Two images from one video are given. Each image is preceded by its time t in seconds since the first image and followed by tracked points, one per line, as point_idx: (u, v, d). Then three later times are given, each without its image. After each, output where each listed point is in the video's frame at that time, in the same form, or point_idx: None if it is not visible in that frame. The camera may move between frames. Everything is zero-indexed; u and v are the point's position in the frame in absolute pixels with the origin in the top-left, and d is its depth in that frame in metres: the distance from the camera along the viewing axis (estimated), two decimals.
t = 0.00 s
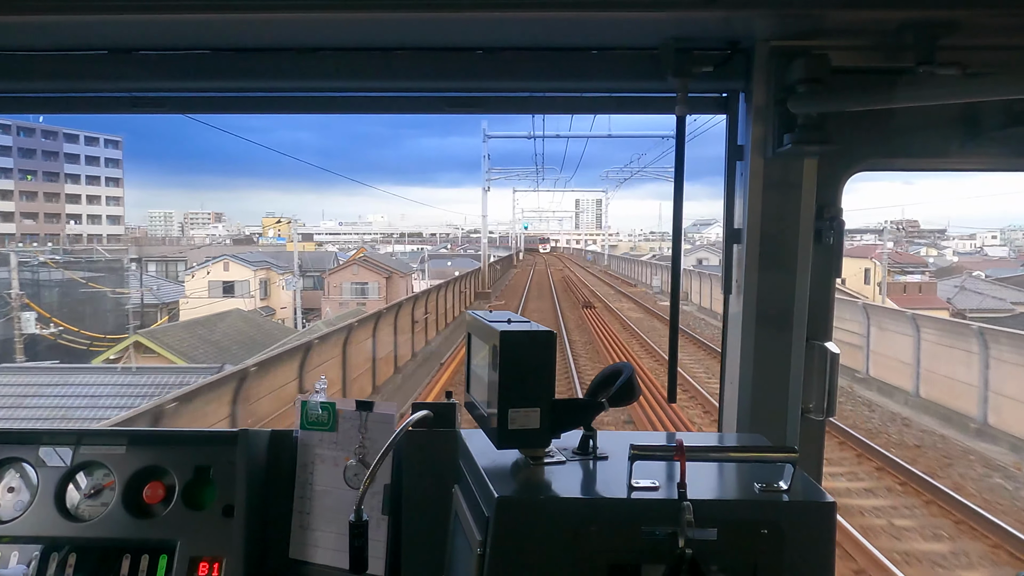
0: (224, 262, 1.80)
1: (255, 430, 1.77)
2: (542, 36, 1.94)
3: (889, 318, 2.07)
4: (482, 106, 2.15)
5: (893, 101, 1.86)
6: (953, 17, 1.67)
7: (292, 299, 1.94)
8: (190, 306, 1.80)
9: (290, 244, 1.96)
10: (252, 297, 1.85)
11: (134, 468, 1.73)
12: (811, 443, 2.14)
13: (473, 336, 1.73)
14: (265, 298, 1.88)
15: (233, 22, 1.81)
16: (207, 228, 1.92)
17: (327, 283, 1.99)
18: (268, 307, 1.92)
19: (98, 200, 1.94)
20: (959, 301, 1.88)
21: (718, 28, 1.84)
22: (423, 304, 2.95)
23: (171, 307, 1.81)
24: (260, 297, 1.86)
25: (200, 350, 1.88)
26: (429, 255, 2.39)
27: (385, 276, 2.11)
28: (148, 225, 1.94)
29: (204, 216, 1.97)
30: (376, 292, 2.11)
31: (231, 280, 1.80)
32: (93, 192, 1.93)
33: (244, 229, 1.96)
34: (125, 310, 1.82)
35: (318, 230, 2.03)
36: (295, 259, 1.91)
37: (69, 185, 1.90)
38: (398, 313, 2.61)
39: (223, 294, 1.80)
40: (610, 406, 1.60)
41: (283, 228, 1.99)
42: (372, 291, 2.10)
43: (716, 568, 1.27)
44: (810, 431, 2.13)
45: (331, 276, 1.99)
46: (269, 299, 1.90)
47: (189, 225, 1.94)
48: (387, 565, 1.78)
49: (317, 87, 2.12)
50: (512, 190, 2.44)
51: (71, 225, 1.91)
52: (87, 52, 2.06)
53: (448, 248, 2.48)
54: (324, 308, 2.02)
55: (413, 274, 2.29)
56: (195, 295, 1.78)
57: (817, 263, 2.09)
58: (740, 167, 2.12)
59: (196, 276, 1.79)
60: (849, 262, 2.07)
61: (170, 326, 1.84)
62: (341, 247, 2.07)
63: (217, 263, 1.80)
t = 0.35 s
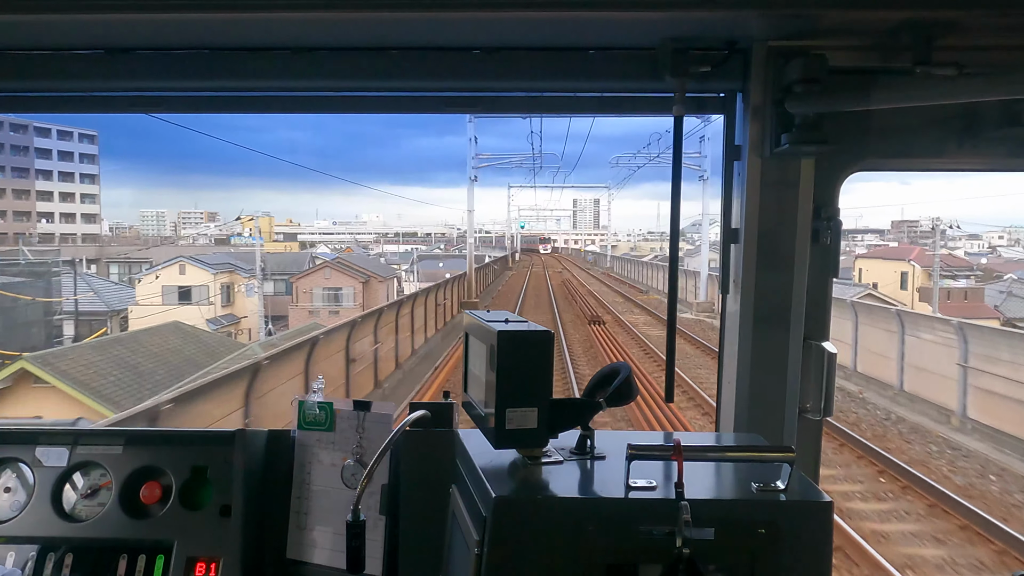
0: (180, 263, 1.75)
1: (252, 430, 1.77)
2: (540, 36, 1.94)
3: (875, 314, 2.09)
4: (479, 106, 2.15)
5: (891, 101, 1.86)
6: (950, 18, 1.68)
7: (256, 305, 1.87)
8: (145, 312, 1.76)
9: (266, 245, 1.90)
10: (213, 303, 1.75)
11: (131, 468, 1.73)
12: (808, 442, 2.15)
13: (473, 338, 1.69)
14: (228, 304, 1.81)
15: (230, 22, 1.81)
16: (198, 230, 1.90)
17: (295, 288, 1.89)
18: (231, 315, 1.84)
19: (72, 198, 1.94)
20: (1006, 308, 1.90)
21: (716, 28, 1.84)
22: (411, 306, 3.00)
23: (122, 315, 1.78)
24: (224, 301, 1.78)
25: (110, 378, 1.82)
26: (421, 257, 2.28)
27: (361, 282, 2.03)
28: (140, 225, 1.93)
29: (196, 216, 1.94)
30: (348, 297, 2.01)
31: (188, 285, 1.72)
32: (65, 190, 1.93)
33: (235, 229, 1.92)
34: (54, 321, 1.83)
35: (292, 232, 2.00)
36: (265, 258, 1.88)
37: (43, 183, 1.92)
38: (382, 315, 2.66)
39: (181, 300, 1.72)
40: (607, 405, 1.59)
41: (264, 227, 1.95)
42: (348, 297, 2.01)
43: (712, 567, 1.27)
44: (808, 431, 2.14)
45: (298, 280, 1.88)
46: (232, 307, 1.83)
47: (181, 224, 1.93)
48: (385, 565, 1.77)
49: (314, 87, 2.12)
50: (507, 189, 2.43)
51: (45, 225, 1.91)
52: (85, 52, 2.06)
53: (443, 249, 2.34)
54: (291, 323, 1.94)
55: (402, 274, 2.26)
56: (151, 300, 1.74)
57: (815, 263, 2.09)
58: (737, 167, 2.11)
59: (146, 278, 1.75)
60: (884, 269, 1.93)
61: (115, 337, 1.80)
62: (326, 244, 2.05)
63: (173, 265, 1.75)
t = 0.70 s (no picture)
0: (125, 266, 1.69)
1: (250, 430, 1.77)
2: (538, 37, 1.94)
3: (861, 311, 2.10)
4: (477, 107, 2.15)
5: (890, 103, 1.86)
6: (947, 20, 1.68)
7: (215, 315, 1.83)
8: (82, 322, 1.66)
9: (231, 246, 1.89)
10: (165, 313, 1.68)
11: (129, 469, 1.72)
12: (806, 443, 2.15)
13: (472, 338, 1.68)
14: (178, 314, 1.73)
15: (228, 22, 1.81)
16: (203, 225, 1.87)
17: (257, 293, 1.92)
18: (184, 327, 1.75)
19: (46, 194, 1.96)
20: None
21: (715, 30, 1.84)
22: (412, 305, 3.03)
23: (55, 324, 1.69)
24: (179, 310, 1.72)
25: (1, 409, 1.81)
26: (414, 257, 2.29)
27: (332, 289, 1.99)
28: (134, 225, 1.91)
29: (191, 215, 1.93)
30: (317, 302, 2.00)
31: (134, 291, 1.63)
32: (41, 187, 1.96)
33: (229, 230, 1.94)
34: None
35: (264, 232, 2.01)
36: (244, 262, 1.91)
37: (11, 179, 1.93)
38: (381, 316, 2.69)
39: (129, 308, 1.65)
40: (605, 407, 1.59)
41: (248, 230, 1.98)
42: (319, 302, 2.00)
43: (711, 569, 1.27)
44: (806, 432, 2.14)
45: (261, 285, 1.90)
46: (187, 316, 1.76)
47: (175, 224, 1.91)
48: (383, 566, 1.75)
49: (312, 88, 2.12)
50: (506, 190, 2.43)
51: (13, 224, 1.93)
52: (83, 52, 2.06)
53: (438, 249, 2.37)
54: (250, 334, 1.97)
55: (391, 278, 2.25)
56: (92, 308, 1.65)
57: (813, 264, 2.09)
58: (736, 168, 2.11)
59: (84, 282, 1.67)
60: (928, 274, 1.93)
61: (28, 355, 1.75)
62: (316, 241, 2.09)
63: (119, 268, 1.69)
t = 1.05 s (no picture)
0: (52, 270, 1.69)
1: (248, 430, 1.77)
2: (537, 36, 1.94)
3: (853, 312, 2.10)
4: (476, 106, 2.15)
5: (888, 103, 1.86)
6: (946, 20, 1.68)
7: (159, 329, 1.71)
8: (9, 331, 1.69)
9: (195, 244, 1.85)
10: (98, 325, 1.63)
11: (128, 468, 1.72)
12: (805, 443, 2.15)
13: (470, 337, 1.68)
14: (116, 328, 1.67)
15: (226, 21, 1.81)
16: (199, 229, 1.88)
17: (207, 303, 1.78)
18: (127, 341, 1.69)
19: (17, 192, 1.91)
20: None
21: (713, 29, 1.84)
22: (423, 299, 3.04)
23: None
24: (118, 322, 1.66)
25: None
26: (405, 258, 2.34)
27: (296, 295, 1.88)
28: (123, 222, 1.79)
29: (184, 215, 1.90)
30: (275, 309, 1.88)
31: (63, 300, 1.63)
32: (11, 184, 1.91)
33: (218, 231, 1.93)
34: None
35: (251, 229, 1.98)
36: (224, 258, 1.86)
37: None
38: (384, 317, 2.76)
39: (60, 318, 1.63)
40: (603, 406, 1.60)
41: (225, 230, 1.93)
42: (281, 310, 1.88)
43: (709, 568, 1.27)
44: (804, 431, 2.14)
45: (211, 294, 1.77)
46: (132, 328, 1.69)
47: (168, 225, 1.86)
48: (381, 565, 1.77)
49: (310, 87, 2.12)
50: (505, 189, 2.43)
51: None
52: (82, 50, 2.06)
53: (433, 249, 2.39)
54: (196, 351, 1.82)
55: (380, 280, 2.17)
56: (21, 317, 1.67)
57: (811, 264, 2.09)
58: (734, 168, 2.11)
59: (23, 287, 1.71)
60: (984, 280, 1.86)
61: None
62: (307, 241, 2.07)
63: (46, 272, 1.70)
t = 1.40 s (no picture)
0: None
1: (246, 430, 1.77)
2: (534, 37, 1.94)
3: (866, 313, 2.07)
4: (474, 106, 2.15)
5: (885, 104, 1.86)
6: (942, 20, 1.68)
7: (84, 346, 1.70)
8: None
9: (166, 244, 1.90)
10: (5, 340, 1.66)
11: (125, 468, 1.72)
12: (802, 442, 2.15)
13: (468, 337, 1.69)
14: (29, 345, 1.67)
15: (223, 21, 1.81)
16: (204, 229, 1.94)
17: (134, 315, 1.76)
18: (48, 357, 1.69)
19: None
20: None
21: (710, 30, 1.85)
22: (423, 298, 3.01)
23: None
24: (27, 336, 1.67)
25: None
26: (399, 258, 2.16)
27: (241, 306, 1.82)
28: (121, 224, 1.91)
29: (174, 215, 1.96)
30: (217, 324, 1.82)
31: None
32: None
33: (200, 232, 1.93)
34: None
35: (244, 231, 2.00)
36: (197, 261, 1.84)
37: None
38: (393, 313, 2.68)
39: None
40: (601, 405, 1.60)
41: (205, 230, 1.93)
42: (223, 323, 1.82)
43: (707, 568, 1.27)
44: (802, 431, 2.14)
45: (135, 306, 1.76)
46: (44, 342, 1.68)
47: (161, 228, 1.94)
48: (379, 566, 1.76)
49: (309, 87, 2.12)
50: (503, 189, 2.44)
51: None
52: (79, 50, 2.05)
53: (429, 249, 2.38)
54: (122, 376, 1.78)
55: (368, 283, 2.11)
56: None
57: (809, 264, 2.09)
58: (732, 168, 2.11)
59: None
60: None
61: None
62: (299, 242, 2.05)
63: None
